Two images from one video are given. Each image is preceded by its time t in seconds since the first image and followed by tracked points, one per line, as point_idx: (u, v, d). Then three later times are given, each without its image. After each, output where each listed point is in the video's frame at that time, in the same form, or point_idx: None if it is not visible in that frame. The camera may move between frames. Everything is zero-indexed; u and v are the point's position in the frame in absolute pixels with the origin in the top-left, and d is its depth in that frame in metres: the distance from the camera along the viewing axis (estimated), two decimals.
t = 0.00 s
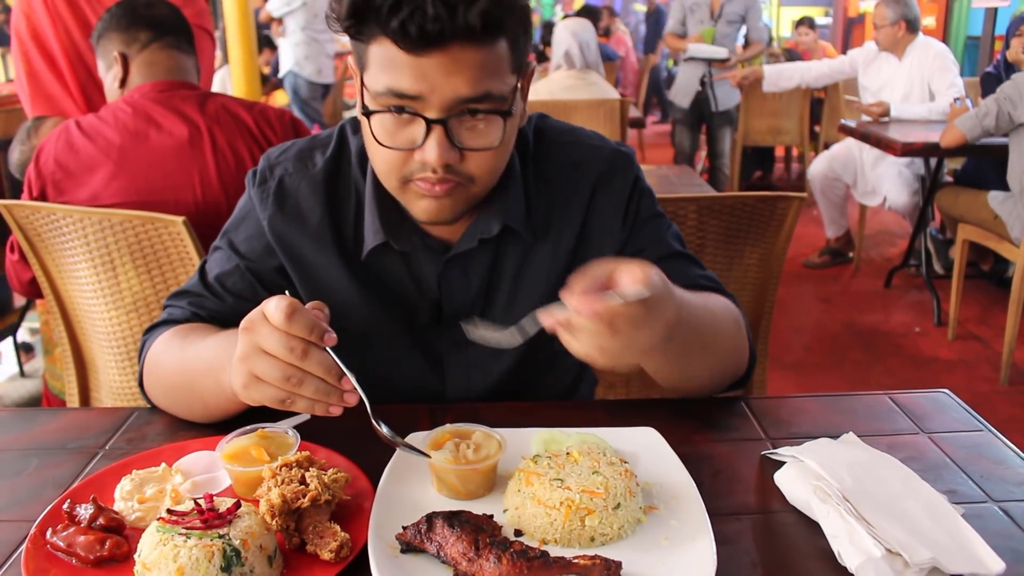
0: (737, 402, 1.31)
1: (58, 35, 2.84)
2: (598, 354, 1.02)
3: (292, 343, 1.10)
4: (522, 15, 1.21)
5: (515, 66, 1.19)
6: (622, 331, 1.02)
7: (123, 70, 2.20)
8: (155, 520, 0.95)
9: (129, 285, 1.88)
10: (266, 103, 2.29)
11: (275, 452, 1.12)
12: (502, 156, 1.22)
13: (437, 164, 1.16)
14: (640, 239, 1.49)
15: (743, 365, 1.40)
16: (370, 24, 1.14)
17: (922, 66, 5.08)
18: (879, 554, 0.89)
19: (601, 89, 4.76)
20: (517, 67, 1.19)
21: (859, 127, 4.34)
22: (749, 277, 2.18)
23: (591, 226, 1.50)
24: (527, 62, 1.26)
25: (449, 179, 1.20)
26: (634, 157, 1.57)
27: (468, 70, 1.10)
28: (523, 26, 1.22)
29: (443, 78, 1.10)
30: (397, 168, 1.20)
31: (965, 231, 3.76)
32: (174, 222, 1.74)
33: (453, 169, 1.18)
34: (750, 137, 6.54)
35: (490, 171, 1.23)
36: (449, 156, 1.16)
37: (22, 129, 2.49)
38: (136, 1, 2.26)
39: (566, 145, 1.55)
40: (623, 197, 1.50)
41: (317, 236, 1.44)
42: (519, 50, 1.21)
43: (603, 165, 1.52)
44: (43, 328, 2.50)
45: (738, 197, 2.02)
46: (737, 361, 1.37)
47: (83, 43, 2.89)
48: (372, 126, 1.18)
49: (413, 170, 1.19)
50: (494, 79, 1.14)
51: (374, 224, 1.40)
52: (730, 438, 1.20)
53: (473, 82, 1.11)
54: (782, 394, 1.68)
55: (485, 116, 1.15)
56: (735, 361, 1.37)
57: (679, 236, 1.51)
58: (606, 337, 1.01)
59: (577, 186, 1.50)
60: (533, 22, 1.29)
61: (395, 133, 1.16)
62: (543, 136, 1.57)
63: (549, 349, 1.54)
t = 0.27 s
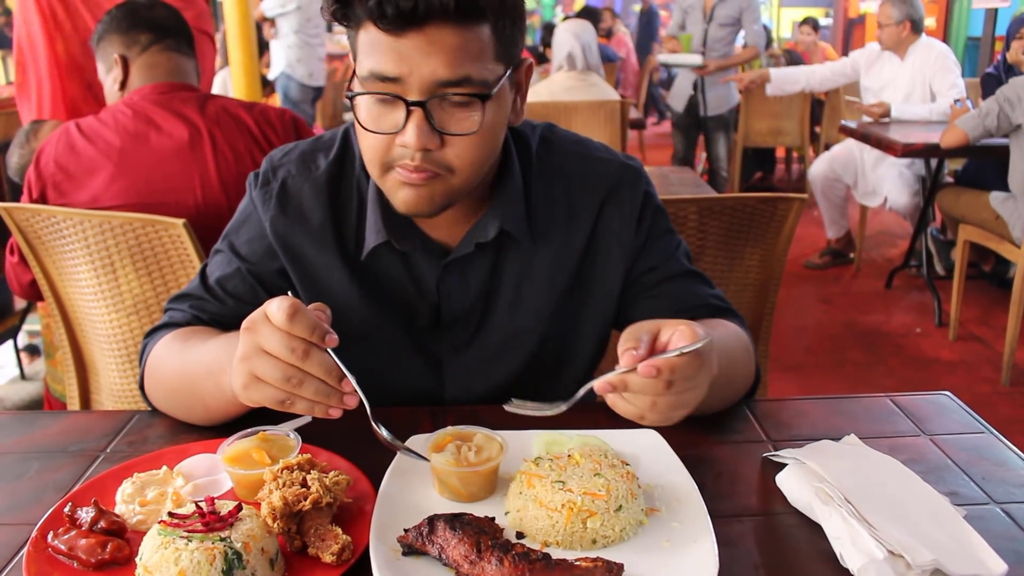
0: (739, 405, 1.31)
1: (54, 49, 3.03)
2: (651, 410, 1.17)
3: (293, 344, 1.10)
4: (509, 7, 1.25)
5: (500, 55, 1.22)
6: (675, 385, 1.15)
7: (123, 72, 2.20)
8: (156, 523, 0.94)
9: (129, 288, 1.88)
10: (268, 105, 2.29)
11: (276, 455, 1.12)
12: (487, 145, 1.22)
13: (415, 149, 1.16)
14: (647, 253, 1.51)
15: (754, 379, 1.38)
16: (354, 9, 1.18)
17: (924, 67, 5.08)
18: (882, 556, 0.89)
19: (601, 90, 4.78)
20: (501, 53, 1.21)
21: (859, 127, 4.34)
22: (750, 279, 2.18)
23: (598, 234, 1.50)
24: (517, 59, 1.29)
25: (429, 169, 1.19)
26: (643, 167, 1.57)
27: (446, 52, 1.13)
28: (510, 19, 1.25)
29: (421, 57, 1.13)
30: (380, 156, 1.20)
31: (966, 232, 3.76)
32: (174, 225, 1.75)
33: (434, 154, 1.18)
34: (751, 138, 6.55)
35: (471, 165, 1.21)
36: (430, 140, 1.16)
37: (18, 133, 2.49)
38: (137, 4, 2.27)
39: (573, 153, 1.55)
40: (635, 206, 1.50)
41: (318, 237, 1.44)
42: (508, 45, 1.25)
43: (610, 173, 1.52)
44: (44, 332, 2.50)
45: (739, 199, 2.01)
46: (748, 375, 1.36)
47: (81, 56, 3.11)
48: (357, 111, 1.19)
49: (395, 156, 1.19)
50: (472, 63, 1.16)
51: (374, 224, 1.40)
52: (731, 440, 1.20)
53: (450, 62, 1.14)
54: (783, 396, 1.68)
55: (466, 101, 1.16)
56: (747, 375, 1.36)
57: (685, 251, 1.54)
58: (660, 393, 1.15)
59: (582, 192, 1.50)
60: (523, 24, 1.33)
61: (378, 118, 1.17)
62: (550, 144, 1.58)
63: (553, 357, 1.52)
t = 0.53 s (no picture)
0: (744, 409, 1.31)
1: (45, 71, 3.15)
2: (658, 411, 1.16)
3: (299, 345, 1.10)
4: (484, 7, 1.20)
5: (464, 52, 1.18)
6: (680, 385, 1.14)
7: (124, 74, 2.20)
8: (159, 525, 0.94)
9: (131, 289, 1.88)
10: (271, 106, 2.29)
11: (279, 457, 1.12)
12: (444, 145, 1.17)
13: (368, 145, 1.14)
14: (654, 259, 1.50)
15: (761, 386, 1.38)
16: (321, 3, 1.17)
17: (927, 69, 5.08)
18: (885, 560, 0.89)
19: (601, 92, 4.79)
20: (463, 52, 1.17)
21: (861, 130, 4.34)
22: (751, 282, 2.18)
23: (604, 238, 1.49)
24: (494, 63, 1.24)
25: (387, 165, 1.17)
26: (651, 174, 1.57)
27: (398, 50, 1.11)
28: (482, 19, 1.20)
29: (369, 53, 1.11)
30: (346, 151, 1.19)
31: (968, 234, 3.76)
32: (176, 226, 1.75)
33: (386, 151, 1.15)
34: (752, 140, 6.55)
35: (431, 164, 1.18)
36: (379, 137, 1.13)
37: (13, 141, 2.47)
38: (140, 6, 2.28)
39: (581, 157, 1.55)
40: (640, 213, 1.50)
41: (323, 239, 1.44)
42: (484, 46, 1.22)
43: (617, 178, 1.52)
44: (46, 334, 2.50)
45: (741, 202, 2.02)
46: (756, 383, 1.36)
47: (75, 76, 3.23)
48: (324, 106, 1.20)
49: (355, 151, 1.17)
50: (428, 61, 1.13)
51: (378, 224, 1.41)
52: (735, 444, 1.20)
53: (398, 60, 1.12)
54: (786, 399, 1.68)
55: (423, 98, 1.13)
56: (755, 383, 1.35)
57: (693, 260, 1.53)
58: (665, 393, 1.14)
59: (589, 196, 1.50)
60: (509, 27, 1.28)
61: (342, 113, 1.16)
62: (557, 148, 1.58)
63: (557, 360, 1.51)
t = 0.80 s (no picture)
0: (747, 410, 1.31)
1: (39, 109, 3.18)
2: (657, 408, 1.16)
3: (303, 346, 1.10)
4: (472, 6, 1.19)
5: (449, 52, 1.16)
6: (679, 380, 1.14)
7: (125, 76, 2.20)
8: (162, 526, 0.94)
9: (133, 290, 1.88)
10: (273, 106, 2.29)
11: (282, 458, 1.11)
12: (429, 145, 1.17)
13: (354, 144, 1.14)
14: (656, 261, 1.49)
15: (765, 388, 1.37)
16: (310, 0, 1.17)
17: (929, 70, 5.08)
18: (888, 561, 0.89)
19: (603, 94, 4.81)
20: (449, 53, 1.16)
21: (862, 131, 4.34)
22: (753, 283, 2.18)
23: (605, 240, 1.49)
24: (483, 63, 1.22)
25: (373, 165, 1.17)
26: (654, 176, 1.57)
27: (381, 50, 1.11)
28: (470, 19, 1.19)
29: (354, 53, 1.11)
30: (336, 148, 1.20)
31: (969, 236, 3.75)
32: (178, 227, 1.75)
33: (371, 150, 1.15)
34: (753, 141, 6.55)
35: (415, 164, 1.17)
36: (364, 136, 1.13)
37: (18, 142, 2.49)
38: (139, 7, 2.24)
39: (582, 159, 1.55)
40: (641, 215, 1.49)
41: (323, 239, 1.44)
42: (473, 46, 1.20)
43: (618, 180, 1.52)
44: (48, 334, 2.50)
45: (743, 202, 2.02)
46: (759, 384, 1.35)
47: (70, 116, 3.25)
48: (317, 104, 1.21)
49: (343, 149, 1.18)
50: (411, 61, 1.12)
51: (375, 223, 1.40)
52: (738, 445, 1.20)
53: (377, 61, 1.11)
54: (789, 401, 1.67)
55: (407, 97, 1.12)
56: (759, 384, 1.35)
57: (696, 263, 1.52)
58: (664, 389, 1.14)
59: (590, 198, 1.49)
60: (502, 26, 1.26)
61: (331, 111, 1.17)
62: (559, 149, 1.58)
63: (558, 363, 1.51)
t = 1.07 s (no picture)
0: (750, 412, 1.31)
1: (42, 112, 3.21)
2: (665, 410, 1.16)
3: (305, 349, 1.10)
4: (468, 5, 1.19)
5: (444, 51, 1.16)
6: (684, 380, 1.14)
7: (126, 75, 2.20)
8: (164, 526, 0.94)
9: (136, 291, 1.88)
10: (274, 103, 2.28)
11: (284, 459, 1.11)
12: (424, 145, 1.17)
13: (349, 144, 1.14)
14: (659, 264, 1.49)
15: (768, 389, 1.37)
16: None
17: (933, 72, 5.08)
18: (891, 562, 0.89)
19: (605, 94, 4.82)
20: (444, 53, 1.16)
21: (864, 132, 4.34)
22: (755, 284, 2.18)
23: (607, 242, 1.49)
24: (480, 65, 1.22)
25: (368, 165, 1.17)
26: (657, 178, 1.56)
27: (376, 49, 1.11)
28: (466, 19, 1.18)
29: (349, 53, 1.12)
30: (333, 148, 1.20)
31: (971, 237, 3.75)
32: (181, 228, 1.75)
33: (366, 149, 1.15)
34: (755, 142, 6.54)
35: (410, 164, 1.17)
36: (358, 136, 1.14)
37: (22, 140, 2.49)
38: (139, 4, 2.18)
39: (585, 160, 1.55)
40: (643, 217, 1.49)
41: (324, 240, 1.44)
42: (470, 46, 1.20)
43: (621, 182, 1.51)
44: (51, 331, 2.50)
45: (745, 203, 2.02)
46: (762, 386, 1.35)
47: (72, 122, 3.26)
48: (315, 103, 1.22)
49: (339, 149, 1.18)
50: (406, 61, 1.12)
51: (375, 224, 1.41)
52: (740, 446, 1.20)
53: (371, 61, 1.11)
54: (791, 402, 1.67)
55: (401, 96, 1.13)
56: (762, 385, 1.35)
57: (699, 265, 1.52)
58: (670, 389, 1.14)
59: (592, 200, 1.49)
60: (500, 26, 1.26)
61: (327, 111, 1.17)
62: (561, 150, 1.57)
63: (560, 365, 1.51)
